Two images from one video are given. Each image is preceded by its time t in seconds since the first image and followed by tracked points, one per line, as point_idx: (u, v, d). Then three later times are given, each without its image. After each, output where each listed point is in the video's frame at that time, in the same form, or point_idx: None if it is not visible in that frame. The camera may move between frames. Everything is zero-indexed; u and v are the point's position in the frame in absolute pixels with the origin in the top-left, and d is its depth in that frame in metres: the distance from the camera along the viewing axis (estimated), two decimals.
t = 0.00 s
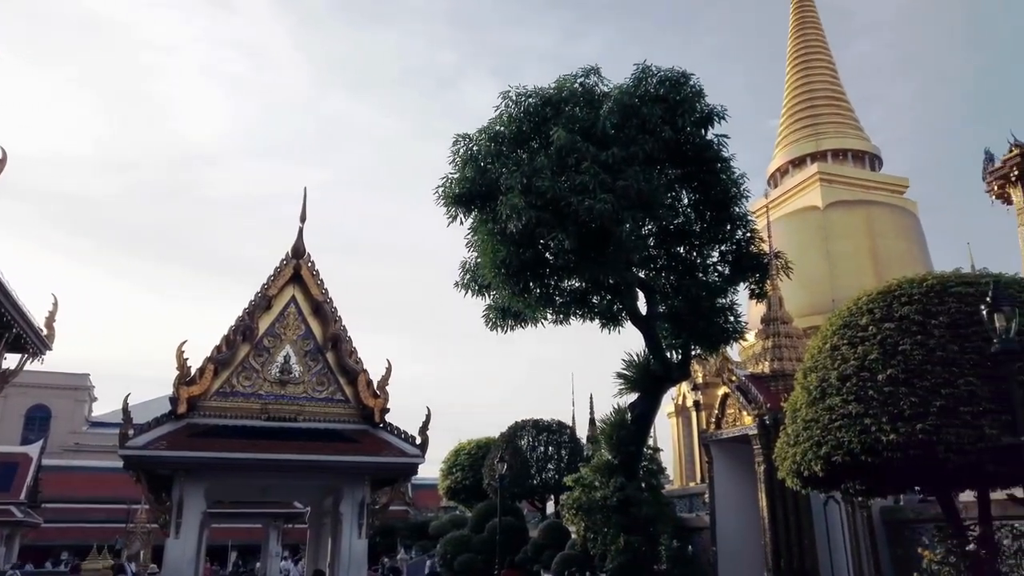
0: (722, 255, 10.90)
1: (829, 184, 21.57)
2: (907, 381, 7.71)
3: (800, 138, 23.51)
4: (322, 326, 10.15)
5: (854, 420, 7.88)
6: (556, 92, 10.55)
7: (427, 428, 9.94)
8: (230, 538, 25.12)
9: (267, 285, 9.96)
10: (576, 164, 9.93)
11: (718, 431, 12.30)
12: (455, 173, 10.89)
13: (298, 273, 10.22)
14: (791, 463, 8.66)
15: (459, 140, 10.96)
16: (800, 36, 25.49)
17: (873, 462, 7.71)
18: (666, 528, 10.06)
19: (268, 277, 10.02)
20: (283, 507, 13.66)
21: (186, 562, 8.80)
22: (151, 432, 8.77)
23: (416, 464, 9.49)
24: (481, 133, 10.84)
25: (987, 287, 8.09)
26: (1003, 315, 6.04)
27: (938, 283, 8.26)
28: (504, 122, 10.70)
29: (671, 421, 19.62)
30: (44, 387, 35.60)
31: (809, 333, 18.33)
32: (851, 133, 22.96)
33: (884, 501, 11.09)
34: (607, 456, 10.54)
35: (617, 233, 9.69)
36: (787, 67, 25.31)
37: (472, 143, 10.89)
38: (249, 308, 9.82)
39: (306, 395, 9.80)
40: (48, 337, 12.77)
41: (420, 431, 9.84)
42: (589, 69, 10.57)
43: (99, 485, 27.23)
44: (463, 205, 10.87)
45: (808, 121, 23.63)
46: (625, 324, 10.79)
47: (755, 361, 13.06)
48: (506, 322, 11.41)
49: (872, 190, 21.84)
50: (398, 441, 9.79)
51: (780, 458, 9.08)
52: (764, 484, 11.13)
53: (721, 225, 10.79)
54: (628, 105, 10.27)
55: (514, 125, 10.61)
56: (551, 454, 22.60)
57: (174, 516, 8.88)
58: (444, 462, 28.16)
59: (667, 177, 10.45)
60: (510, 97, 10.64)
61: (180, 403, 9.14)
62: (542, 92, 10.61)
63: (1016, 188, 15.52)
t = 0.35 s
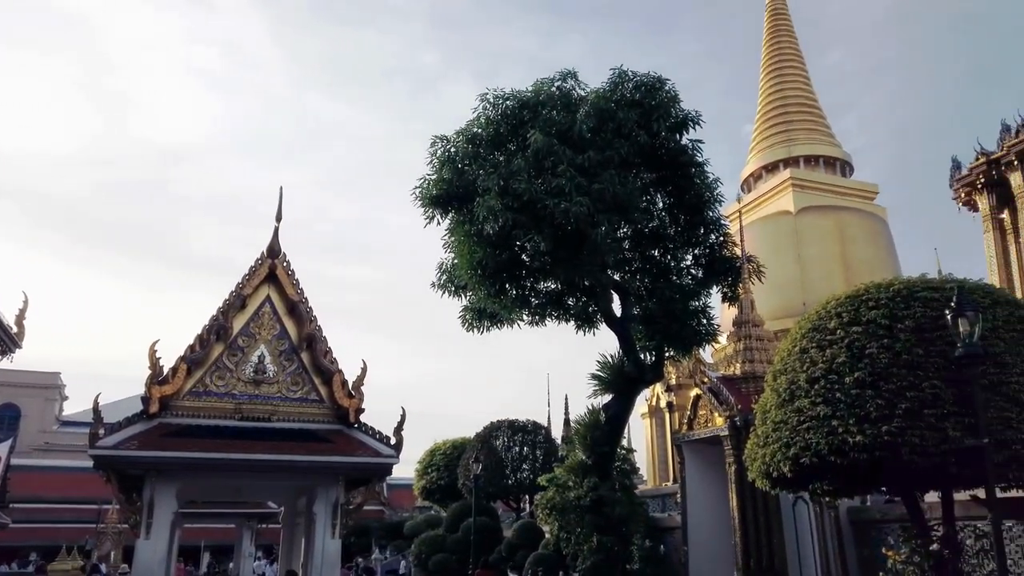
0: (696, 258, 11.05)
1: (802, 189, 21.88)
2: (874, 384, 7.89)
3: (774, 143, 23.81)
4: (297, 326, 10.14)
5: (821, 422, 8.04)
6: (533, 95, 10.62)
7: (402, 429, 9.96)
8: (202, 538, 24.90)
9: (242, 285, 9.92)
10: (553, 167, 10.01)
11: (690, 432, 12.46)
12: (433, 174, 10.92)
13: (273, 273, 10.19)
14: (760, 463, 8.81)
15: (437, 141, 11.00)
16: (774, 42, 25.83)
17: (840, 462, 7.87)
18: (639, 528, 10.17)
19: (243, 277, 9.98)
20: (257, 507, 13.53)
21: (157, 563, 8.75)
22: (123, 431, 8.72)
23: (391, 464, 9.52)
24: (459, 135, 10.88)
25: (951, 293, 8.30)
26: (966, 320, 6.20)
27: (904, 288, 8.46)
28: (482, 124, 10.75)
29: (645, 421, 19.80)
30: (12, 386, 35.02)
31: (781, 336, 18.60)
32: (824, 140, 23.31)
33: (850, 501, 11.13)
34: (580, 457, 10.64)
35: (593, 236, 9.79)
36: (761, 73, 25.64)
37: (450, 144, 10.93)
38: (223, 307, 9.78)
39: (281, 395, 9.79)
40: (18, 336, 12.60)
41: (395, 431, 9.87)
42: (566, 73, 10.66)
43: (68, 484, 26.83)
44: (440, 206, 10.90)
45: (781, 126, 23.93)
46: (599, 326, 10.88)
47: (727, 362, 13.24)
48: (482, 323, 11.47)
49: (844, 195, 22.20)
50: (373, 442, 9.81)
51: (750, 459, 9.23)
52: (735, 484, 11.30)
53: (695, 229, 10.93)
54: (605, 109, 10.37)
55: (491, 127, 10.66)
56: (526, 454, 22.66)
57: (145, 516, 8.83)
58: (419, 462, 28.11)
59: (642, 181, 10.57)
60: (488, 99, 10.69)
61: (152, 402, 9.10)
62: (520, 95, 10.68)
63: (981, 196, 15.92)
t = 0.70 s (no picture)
0: (674, 262, 11.08)
1: (779, 194, 22.06)
2: (847, 389, 7.95)
3: (753, 148, 24.02)
4: (272, 327, 10.04)
5: (796, 425, 8.09)
6: (513, 97, 10.61)
7: (378, 431, 9.89)
8: (176, 541, 24.58)
9: (216, 285, 9.80)
10: (532, 169, 9.99)
11: (667, 435, 12.49)
12: (412, 175, 10.87)
13: (249, 273, 10.09)
14: (736, 467, 8.85)
15: (416, 142, 10.95)
16: (753, 48, 26.05)
17: (814, 466, 7.92)
18: (616, 531, 10.16)
19: (218, 277, 9.87)
20: (231, 510, 13.33)
21: (127, 566, 8.61)
22: (93, 432, 8.58)
23: (366, 467, 9.44)
24: (438, 136, 10.84)
25: (924, 298, 8.39)
26: (938, 325, 6.26)
27: (878, 293, 8.54)
28: (462, 125, 10.72)
29: (623, 424, 19.85)
30: None
31: (758, 340, 18.73)
32: (801, 145, 23.55)
33: (825, 505, 11.23)
34: (558, 460, 10.62)
35: (572, 239, 9.79)
36: (740, 78, 25.84)
37: (429, 145, 10.89)
38: (197, 307, 9.65)
39: (255, 396, 9.68)
40: None
41: (371, 434, 9.80)
42: (547, 75, 10.66)
43: (38, 486, 26.36)
44: (419, 207, 10.84)
45: (760, 131, 24.12)
46: (578, 328, 10.87)
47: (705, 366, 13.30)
48: (461, 325, 11.42)
49: (820, 200, 22.41)
50: (349, 444, 9.74)
51: (726, 462, 9.27)
52: (710, 487, 11.34)
53: (674, 232, 10.97)
54: (584, 112, 10.39)
55: (471, 129, 10.63)
56: (504, 457, 22.61)
57: (115, 519, 8.69)
58: (397, 464, 27.93)
59: (620, 185, 10.60)
60: (468, 100, 10.66)
61: (123, 403, 8.96)
62: (500, 97, 10.66)
63: (955, 203, 16.14)
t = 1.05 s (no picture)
0: (651, 267, 11.14)
1: (755, 201, 22.27)
2: (819, 395, 8.04)
3: (730, 155, 24.24)
4: (246, 329, 9.95)
5: (768, 431, 8.16)
6: (492, 101, 10.62)
7: (353, 435, 9.83)
8: (146, 546, 24.24)
9: (190, 286, 9.69)
10: (510, 173, 10.00)
11: (642, 440, 12.53)
12: (390, 178, 10.83)
13: (223, 274, 9.99)
14: (710, 472, 8.91)
15: (394, 145, 10.91)
16: (730, 57, 26.31)
17: (786, 471, 7.99)
18: (591, 536, 10.16)
19: (191, 278, 9.75)
20: (201, 515, 13.13)
21: (95, 572, 8.47)
22: (61, 435, 8.43)
23: (340, 471, 9.37)
24: (417, 139, 10.81)
25: (895, 306, 8.51)
26: (908, 332, 6.35)
27: (850, 301, 8.65)
28: (440, 128, 10.70)
29: (599, 428, 19.91)
30: None
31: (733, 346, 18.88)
32: (777, 153, 23.81)
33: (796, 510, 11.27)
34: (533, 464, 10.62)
35: (549, 243, 9.80)
36: (718, 86, 26.08)
37: (407, 148, 10.86)
38: (170, 309, 9.54)
39: (228, 399, 9.58)
40: None
41: (345, 438, 9.73)
42: (526, 80, 10.68)
43: (4, 489, 25.87)
44: (396, 210, 10.80)
45: (737, 139, 24.35)
46: (554, 333, 10.88)
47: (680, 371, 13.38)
48: (437, 328, 11.39)
49: (795, 208, 22.66)
50: (323, 448, 9.66)
51: (700, 467, 9.32)
52: (684, 492, 11.41)
53: (650, 238, 11.03)
54: (563, 117, 10.42)
55: (449, 132, 10.62)
56: (480, 461, 22.56)
57: (83, 524, 8.54)
58: (372, 468, 27.74)
59: (598, 190, 10.64)
60: (446, 104, 10.65)
61: (93, 406, 8.82)
62: (479, 101, 10.66)
63: (926, 211, 16.37)
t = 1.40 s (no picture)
0: (631, 275, 11.19)
1: (735, 210, 22.45)
2: (796, 403, 8.11)
3: (710, 164, 24.44)
4: (224, 334, 9.86)
5: (746, 438, 8.21)
6: (474, 107, 10.63)
7: (331, 442, 9.76)
8: (120, 553, 23.91)
9: (167, 290, 9.60)
10: (492, 180, 10.01)
11: (622, 446, 12.56)
12: (371, 184, 10.79)
13: (201, 278, 9.90)
14: (688, 479, 8.95)
15: (376, 150, 10.88)
16: (711, 67, 26.53)
17: (764, 479, 8.04)
18: (570, 543, 10.16)
19: (168, 282, 9.65)
20: (177, 521, 12.98)
21: None
22: (33, 441, 8.30)
23: (318, 478, 9.30)
24: (399, 144, 10.79)
25: (871, 316, 8.61)
26: (883, 341, 6.41)
27: (826, 310, 8.74)
28: (422, 134, 10.69)
29: (579, 435, 19.94)
30: None
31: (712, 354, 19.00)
32: (757, 163, 24.03)
33: (774, 518, 11.40)
34: (513, 471, 10.62)
35: (530, 250, 9.81)
36: (699, 95, 26.31)
37: (389, 153, 10.84)
38: (146, 313, 9.43)
39: (205, 405, 9.49)
40: None
41: (324, 444, 9.66)
42: (508, 87, 10.71)
43: None
44: (378, 215, 10.76)
45: (717, 148, 24.55)
46: (535, 340, 10.88)
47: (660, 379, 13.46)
48: (418, 334, 11.36)
49: (774, 217, 22.87)
50: (301, 454, 9.59)
51: (679, 474, 9.36)
52: (663, 499, 11.45)
53: (631, 246, 11.07)
54: (545, 125, 10.45)
55: (432, 138, 10.61)
56: (459, 468, 22.50)
57: (54, 531, 8.41)
58: (351, 474, 27.58)
59: (579, 198, 10.68)
60: (429, 109, 10.63)
61: (66, 411, 8.71)
62: (461, 107, 10.67)
63: (902, 222, 16.55)
